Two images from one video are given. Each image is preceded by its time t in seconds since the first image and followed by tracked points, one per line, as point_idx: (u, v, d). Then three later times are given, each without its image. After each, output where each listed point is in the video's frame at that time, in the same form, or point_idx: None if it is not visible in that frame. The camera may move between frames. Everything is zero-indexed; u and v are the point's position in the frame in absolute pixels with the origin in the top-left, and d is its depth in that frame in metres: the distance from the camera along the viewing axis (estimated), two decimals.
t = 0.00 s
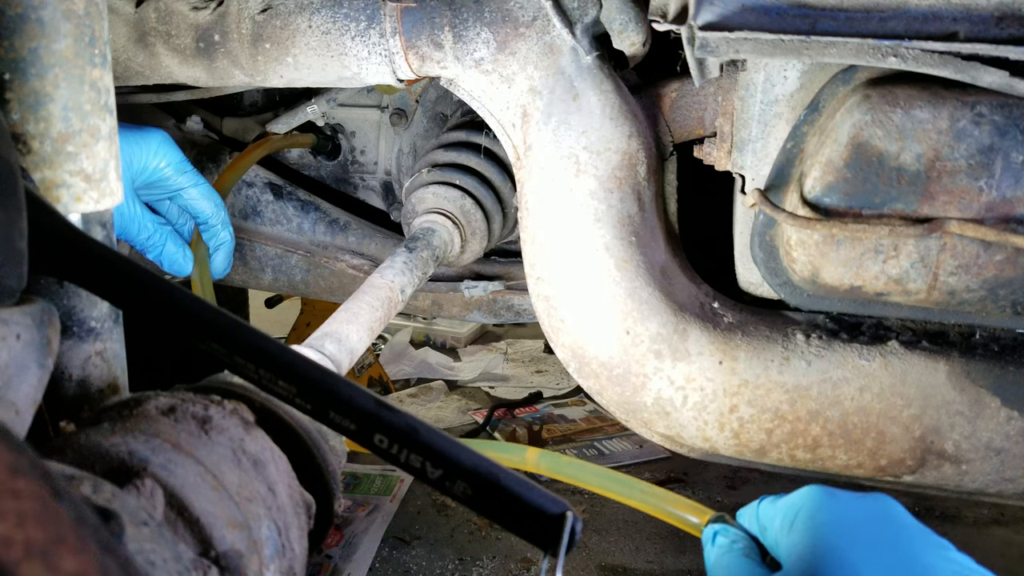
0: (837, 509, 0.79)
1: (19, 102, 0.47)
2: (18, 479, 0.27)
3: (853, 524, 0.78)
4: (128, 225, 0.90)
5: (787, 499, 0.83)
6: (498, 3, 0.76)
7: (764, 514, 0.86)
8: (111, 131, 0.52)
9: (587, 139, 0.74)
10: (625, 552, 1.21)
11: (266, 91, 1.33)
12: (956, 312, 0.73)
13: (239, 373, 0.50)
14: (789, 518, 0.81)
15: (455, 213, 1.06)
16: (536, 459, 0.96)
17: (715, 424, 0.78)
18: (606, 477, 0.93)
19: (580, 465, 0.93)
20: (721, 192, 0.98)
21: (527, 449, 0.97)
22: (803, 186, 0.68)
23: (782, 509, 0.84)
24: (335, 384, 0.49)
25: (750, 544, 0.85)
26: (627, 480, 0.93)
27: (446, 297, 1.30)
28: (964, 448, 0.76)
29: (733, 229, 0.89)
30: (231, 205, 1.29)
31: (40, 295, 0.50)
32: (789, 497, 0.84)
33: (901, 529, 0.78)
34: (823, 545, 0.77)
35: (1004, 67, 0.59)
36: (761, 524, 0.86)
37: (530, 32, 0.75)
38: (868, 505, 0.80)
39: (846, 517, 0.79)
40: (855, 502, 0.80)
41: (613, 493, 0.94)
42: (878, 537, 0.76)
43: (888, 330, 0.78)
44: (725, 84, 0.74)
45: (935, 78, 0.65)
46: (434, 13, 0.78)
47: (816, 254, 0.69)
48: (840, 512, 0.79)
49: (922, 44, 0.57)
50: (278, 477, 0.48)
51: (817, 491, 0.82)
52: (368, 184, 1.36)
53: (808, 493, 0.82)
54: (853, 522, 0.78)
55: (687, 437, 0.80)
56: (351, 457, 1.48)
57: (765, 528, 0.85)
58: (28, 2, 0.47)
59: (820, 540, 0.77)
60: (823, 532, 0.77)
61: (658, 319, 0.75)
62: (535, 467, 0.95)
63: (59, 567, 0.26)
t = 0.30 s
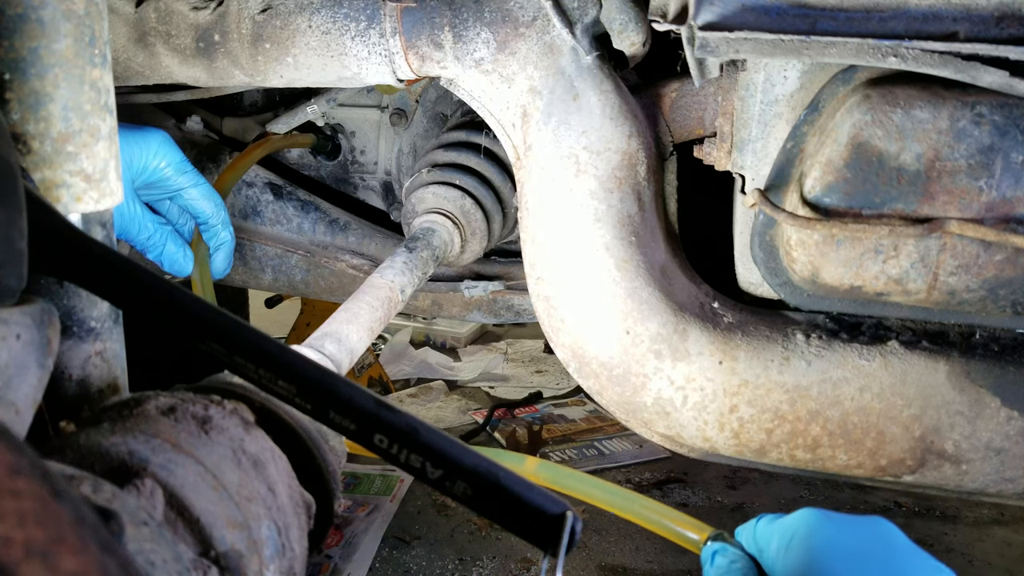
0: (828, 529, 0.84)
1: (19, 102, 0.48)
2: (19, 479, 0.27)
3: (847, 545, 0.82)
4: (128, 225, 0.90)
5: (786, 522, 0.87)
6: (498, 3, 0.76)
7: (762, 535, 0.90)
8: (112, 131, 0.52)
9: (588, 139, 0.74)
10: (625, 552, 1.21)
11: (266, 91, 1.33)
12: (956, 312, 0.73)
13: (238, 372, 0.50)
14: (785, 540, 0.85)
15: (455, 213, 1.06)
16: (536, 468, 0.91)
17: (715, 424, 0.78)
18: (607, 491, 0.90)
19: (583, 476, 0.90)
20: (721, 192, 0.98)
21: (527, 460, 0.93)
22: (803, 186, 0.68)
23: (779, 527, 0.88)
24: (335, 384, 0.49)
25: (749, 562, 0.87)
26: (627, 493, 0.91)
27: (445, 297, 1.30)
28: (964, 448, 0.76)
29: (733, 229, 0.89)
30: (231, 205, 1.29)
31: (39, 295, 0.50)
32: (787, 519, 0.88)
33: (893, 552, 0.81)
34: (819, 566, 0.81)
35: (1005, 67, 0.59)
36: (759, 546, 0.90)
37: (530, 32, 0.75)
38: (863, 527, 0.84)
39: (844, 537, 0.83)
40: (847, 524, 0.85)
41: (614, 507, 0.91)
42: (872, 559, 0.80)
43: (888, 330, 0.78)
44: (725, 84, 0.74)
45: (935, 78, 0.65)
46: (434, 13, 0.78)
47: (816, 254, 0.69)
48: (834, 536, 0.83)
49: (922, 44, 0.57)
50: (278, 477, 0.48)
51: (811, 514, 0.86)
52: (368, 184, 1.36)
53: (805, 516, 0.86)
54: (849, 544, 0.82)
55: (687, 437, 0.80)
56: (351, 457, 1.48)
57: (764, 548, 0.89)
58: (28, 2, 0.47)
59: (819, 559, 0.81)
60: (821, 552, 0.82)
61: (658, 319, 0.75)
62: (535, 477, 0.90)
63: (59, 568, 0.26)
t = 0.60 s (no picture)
0: (825, 534, 0.83)
1: (19, 102, 0.47)
2: (19, 479, 0.27)
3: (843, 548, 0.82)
4: (128, 224, 0.90)
5: (784, 527, 0.87)
6: (498, 3, 0.76)
7: (762, 539, 0.89)
8: (112, 131, 0.52)
9: (588, 138, 0.74)
10: (625, 552, 1.21)
11: (266, 91, 1.33)
12: (956, 312, 0.73)
13: (239, 372, 0.50)
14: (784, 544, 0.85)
15: (455, 213, 1.06)
16: (536, 469, 0.92)
17: (715, 424, 0.78)
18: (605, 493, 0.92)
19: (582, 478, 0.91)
20: (721, 192, 0.98)
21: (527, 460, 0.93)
22: (803, 186, 0.68)
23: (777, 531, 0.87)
24: (336, 383, 0.49)
25: (748, 566, 0.86)
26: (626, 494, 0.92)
27: (445, 297, 1.30)
28: (963, 448, 0.76)
29: (733, 229, 0.89)
30: (231, 205, 1.29)
31: (39, 295, 0.50)
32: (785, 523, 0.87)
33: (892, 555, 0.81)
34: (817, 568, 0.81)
35: (1004, 67, 0.59)
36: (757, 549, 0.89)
37: (530, 32, 0.75)
38: (862, 531, 0.84)
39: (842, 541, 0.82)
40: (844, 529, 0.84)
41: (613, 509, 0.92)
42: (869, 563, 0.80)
43: (888, 330, 0.78)
44: (725, 84, 0.74)
45: (935, 78, 0.65)
46: (434, 13, 0.78)
47: (816, 254, 0.69)
48: (831, 540, 0.83)
49: (922, 44, 0.57)
50: (278, 477, 0.48)
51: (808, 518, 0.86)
52: (368, 184, 1.36)
53: (803, 520, 0.85)
54: (847, 548, 0.82)
55: (687, 437, 0.80)
56: (350, 457, 1.48)
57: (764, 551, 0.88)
58: (28, 2, 0.47)
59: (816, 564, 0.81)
60: (818, 555, 0.81)
61: (658, 319, 0.75)
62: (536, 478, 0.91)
63: (59, 568, 0.25)
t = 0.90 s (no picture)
0: (825, 491, 0.65)
1: (19, 102, 0.47)
2: (19, 478, 0.27)
3: (841, 516, 0.63)
4: (128, 224, 0.90)
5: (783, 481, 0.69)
6: (498, 3, 0.76)
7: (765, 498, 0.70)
8: (112, 131, 0.52)
9: (588, 139, 0.74)
10: (625, 552, 1.21)
11: (266, 91, 1.33)
12: (956, 312, 0.73)
13: (238, 374, 0.50)
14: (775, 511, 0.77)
15: (455, 213, 1.06)
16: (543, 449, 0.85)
17: (715, 424, 0.78)
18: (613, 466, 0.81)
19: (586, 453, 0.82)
20: (721, 191, 0.98)
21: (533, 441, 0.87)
22: (803, 186, 0.68)
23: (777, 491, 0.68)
24: (334, 387, 0.49)
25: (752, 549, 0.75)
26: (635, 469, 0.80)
27: (445, 297, 1.30)
28: (963, 448, 0.76)
29: (733, 229, 0.89)
30: (231, 205, 1.29)
31: (40, 295, 0.50)
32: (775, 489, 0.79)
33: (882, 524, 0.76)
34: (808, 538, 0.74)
35: (1005, 68, 0.59)
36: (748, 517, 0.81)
37: (530, 32, 0.75)
38: (874, 487, 0.64)
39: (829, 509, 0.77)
40: (851, 482, 0.65)
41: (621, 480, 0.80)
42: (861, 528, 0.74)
43: (888, 330, 0.78)
44: (725, 84, 0.74)
45: (935, 78, 0.65)
46: (434, 13, 0.78)
47: (816, 254, 0.69)
48: (828, 501, 0.64)
49: (922, 44, 0.57)
50: (278, 478, 0.48)
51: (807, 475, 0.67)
52: (368, 184, 1.36)
53: (801, 479, 0.67)
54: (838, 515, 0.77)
55: (687, 437, 0.80)
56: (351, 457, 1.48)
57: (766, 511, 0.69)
58: (28, 2, 0.47)
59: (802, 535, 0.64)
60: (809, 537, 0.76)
61: (658, 319, 0.75)
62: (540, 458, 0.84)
63: (59, 568, 0.25)
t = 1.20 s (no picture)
0: (849, 410, 0.67)
1: (19, 102, 0.47)
2: (18, 478, 0.27)
3: (864, 430, 0.65)
4: (128, 224, 0.90)
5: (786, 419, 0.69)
6: (498, 3, 0.76)
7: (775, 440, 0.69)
8: (112, 131, 0.52)
9: (588, 139, 0.74)
10: (625, 552, 1.21)
11: (266, 91, 1.33)
12: (956, 313, 0.73)
13: (238, 375, 0.50)
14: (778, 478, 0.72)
15: (455, 213, 1.06)
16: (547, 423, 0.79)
17: (715, 424, 0.78)
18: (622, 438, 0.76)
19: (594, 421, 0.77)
20: (721, 192, 0.98)
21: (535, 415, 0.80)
22: (803, 186, 0.68)
23: (784, 426, 0.68)
24: (334, 388, 0.49)
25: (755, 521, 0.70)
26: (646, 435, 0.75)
27: (445, 297, 1.30)
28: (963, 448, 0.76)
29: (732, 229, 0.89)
30: (231, 205, 1.29)
31: (40, 295, 0.50)
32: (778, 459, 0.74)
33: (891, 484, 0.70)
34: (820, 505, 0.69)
35: (1005, 67, 0.59)
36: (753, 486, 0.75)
37: (530, 32, 0.75)
38: (895, 408, 0.67)
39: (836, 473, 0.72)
40: (868, 405, 0.68)
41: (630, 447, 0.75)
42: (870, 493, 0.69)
43: (888, 330, 0.78)
44: (725, 84, 0.74)
45: (935, 78, 0.65)
46: (435, 13, 0.78)
47: (816, 254, 0.69)
48: (850, 421, 0.66)
49: (922, 44, 0.57)
50: (278, 478, 0.48)
51: (824, 399, 0.69)
52: (368, 184, 1.36)
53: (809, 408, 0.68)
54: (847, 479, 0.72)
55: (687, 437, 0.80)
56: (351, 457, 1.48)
57: (777, 445, 0.69)
58: (28, 2, 0.47)
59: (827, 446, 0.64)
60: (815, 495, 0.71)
61: (658, 319, 0.75)
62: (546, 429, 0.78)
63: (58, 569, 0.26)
